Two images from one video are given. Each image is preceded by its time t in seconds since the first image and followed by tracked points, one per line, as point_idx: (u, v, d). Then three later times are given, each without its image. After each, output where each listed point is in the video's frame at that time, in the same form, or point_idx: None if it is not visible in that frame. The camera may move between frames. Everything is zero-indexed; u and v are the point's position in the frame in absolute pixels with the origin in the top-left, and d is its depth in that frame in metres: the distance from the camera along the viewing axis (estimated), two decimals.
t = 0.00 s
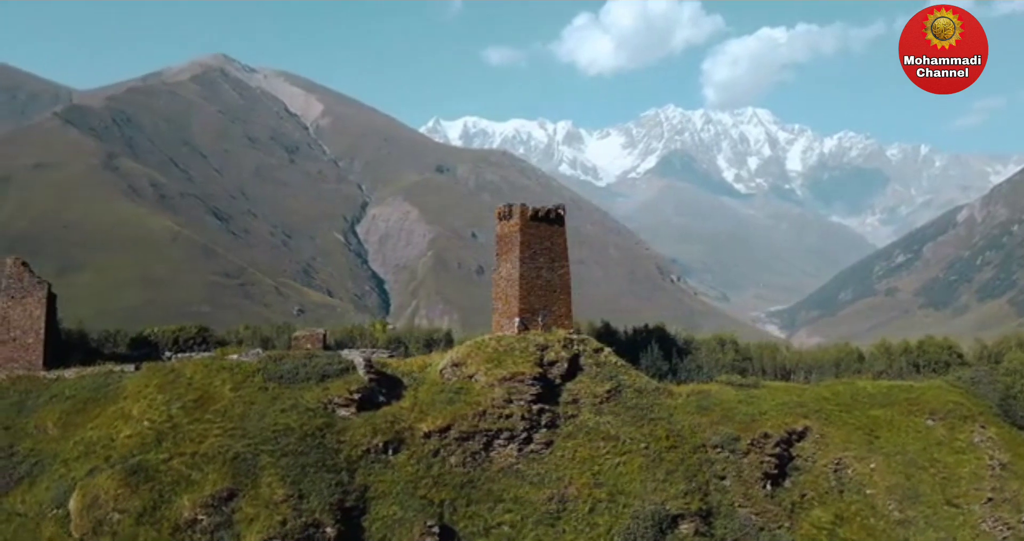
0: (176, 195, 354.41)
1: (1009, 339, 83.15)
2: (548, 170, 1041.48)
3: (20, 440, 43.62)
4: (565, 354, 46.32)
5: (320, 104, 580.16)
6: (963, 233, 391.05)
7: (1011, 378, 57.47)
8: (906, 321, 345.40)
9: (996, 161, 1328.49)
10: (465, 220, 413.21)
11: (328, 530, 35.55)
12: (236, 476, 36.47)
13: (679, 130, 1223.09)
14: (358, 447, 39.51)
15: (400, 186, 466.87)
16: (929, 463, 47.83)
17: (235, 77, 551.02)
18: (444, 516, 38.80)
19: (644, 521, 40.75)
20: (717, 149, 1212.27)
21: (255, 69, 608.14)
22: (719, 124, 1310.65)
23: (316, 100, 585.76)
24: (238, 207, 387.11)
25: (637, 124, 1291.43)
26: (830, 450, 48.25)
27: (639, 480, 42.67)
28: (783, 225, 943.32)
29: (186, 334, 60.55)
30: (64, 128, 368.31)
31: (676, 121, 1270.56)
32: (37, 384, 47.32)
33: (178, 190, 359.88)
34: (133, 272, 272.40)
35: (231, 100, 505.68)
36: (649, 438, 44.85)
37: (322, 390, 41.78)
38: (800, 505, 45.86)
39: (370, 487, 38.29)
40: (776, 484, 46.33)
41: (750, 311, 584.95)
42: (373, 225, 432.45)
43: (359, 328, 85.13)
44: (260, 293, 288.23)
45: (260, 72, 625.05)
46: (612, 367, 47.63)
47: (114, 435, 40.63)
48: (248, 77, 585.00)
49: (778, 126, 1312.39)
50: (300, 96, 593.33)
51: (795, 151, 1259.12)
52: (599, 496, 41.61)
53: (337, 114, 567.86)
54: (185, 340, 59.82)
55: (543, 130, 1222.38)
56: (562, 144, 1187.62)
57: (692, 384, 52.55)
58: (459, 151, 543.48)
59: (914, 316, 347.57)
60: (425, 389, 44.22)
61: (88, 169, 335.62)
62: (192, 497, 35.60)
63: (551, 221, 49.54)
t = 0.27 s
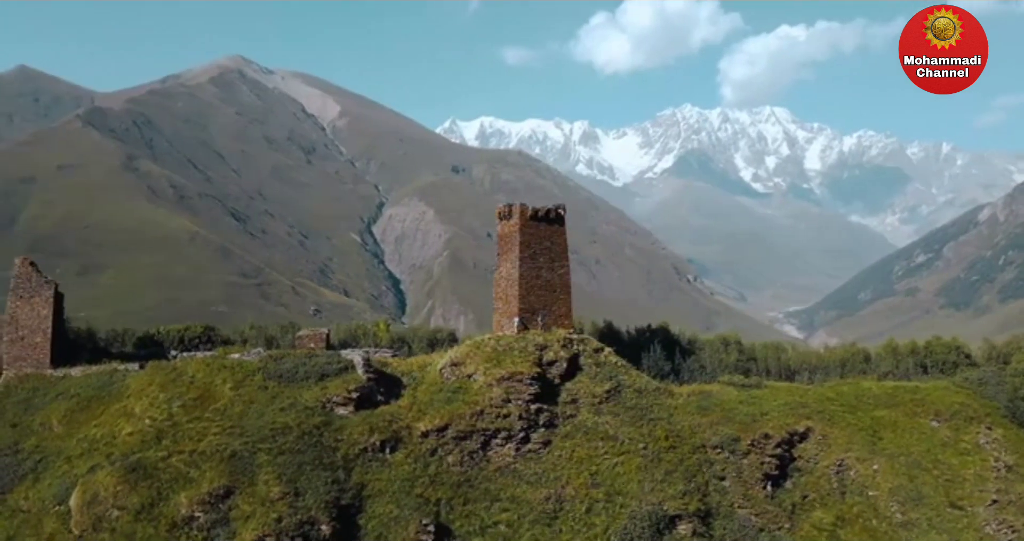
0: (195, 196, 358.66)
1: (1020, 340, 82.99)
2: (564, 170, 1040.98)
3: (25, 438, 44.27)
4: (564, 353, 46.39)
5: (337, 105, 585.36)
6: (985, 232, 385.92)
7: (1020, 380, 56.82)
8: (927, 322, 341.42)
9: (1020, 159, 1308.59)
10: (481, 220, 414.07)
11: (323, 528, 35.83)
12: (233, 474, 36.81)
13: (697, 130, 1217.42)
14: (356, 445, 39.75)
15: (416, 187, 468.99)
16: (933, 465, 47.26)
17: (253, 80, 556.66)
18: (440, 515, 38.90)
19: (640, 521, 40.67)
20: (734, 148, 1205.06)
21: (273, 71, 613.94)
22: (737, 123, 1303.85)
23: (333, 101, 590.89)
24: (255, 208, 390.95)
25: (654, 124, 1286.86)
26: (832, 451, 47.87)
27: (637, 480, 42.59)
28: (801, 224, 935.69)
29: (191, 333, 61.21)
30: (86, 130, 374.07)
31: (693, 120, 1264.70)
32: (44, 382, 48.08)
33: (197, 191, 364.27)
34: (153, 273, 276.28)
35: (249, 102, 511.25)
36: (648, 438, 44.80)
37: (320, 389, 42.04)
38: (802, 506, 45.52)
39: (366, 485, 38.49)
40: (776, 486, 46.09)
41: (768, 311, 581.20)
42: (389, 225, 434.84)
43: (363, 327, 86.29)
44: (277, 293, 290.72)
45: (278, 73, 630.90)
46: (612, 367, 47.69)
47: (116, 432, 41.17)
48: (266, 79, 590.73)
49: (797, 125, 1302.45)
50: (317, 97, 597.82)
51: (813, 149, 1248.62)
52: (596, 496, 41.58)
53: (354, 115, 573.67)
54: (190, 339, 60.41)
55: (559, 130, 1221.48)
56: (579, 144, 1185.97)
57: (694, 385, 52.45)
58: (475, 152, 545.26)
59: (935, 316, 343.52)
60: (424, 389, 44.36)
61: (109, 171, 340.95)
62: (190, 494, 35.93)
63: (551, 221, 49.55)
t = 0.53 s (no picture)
0: (210, 197, 361.92)
1: None
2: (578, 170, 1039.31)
3: (30, 436, 44.87)
4: (563, 353, 46.38)
5: (351, 106, 588.43)
6: (1004, 232, 381.65)
7: None
8: (944, 322, 338.03)
9: None
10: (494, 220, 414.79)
11: (319, 526, 36.03)
12: (230, 472, 37.06)
13: (711, 129, 1211.81)
14: (353, 444, 39.93)
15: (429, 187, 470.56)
16: (936, 466, 46.82)
17: (268, 81, 560.98)
18: (437, 514, 39.02)
19: (638, 521, 40.55)
20: (749, 147, 1198.45)
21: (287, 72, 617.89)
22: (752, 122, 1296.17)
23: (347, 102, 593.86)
24: (270, 208, 394.02)
25: (668, 123, 1282.51)
26: (834, 452, 47.55)
27: (634, 480, 42.55)
28: (817, 224, 928.64)
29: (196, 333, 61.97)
30: (104, 132, 378.44)
31: (707, 119, 1258.59)
32: (50, 381, 48.66)
33: (213, 192, 367.67)
34: (169, 273, 279.16)
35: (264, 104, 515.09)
36: (647, 438, 44.74)
37: (319, 388, 42.31)
38: (802, 507, 45.28)
39: (362, 485, 38.66)
40: (777, 487, 45.88)
41: (783, 311, 577.44)
42: (403, 225, 436.50)
43: (366, 328, 88.04)
44: (291, 293, 292.64)
45: (292, 74, 635.25)
46: (612, 367, 47.61)
47: (118, 431, 41.59)
48: (281, 80, 594.48)
49: (812, 124, 1293.15)
50: (331, 97, 601.09)
51: (830, 148, 1239.01)
52: (594, 496, 41.56)
53: (367, 116, 576.21)
54: (194, 338, 61.07)
55: (573, 130, 1219.62)
56: (592, 144, 1183.51)
57: (695, 385, 52.29)
58: (488, 152, 546.27)
59: (953, 317, 339.91)
60: (422, 389, 44.53)
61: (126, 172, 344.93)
62: (188, 492, 36.26)
63: (551, 220, 49.52)
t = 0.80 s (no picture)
0: (228, 198, 365.67)
1: None
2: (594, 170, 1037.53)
3: (36, 433, 45.50)
4: (563, 353, 46.38)
5: (367, 107, 592.05)
6: None
7: None
8: (966, 322, 333.71)
9: None
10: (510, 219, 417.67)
11: (314, 524, 36.29)
12: (227, 470, 37.39)
13: (728, 128, 1204.92)
14: (351, 443, 40.18)
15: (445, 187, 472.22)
16: (939, 468, 46.28)
17: (285, 83, 566.24)
18: (432, 513, 39.13)
19: (634, 522, 40.41)
20: (767, 146, 1190.01)
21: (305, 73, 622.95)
22: (770, 121, 1286.42)
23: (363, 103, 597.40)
24: (287, 209, 397.37)
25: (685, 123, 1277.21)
26: (836, 453, 47.18)
27: (632, 480, 42.48)
28: (836, 224, 920.24)
29: (201, 332, 63.07)
30: (124, 133, 383.52)
31: (725, 118, 1251.55)
32: (59, 381, 49.63)
33: (231, 193, 371.41)
34: (187, 273, 282.39)
35: (281, 106, 520.96)
36: (645, 439, 44.63)
37: (318, 387, 42.61)
38: (802, 509, 45.03)
39: (359, 483, 38.89)
40: (777, 488, 45.58)
41: (801, 311, 572.95)
42: (419, 225, 438.10)
43: (369, 326, 90.49)
44: (308, 293, 294.89)
45: (310, 76, 640.01)
46: (612, 367, 47.60)
47: (120, 428, 42.07)
48: (298, 81, 599.17)
49: (831, 122, 1281.87)
50: (347, 98, 605.24)
51: (849, 147, 1227.45)
52: (591, 496, 41.52)
53: (383, 116, 579.36)
54: (200, 337, 62.09)
55: (589, 130, 1217.64)
56: (609, 143, 1180.74)
57: (697, 385, 52.17)
58: (503, 152, 547.27)
59: (974, 318, 335.66)
60: (421, 388, 44.64)
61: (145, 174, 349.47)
62: (185, 489, 36.65)
63: (551, 220, 49.54)
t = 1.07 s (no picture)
0: (243, 198, 368.69)
1: None
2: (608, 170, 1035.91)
3: (41, 432, 46.07)
4: (562, 353, 46.34)
5: (381, 108, 594.84)
6: None
7: None
8: (984, 323, 330.09)
9: None
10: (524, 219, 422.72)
11: (310, 522, 36.56)
12: (225, 469, 37.71)
13: (744, 127, 1199.01)
14: (348, 442, 40.38)
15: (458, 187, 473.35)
16: (942, 470, 45.84)
17: (300, 84, 570.18)
18: (429, 512, 39.23)
19: (632, 523, 40.39)
20: (783, 146, 1182.52)
21: (319, 74, 626.82)
22: (785, 120, 1278.39)
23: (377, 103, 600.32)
24: (301, 209, 400.04)
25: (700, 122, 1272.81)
26: (837, 455, 46.83)
27: (630, 481, 42.40)
28: (853, 223, 912.86)
29: (205, 331, 63.68)
30: (141, 134, 387.77)
31: (740, 117, 1245.03)
32: (65, 380, 50.23)
33: (246, 193, 374.56)
34: (202, 273, 285.22)
35: (295, 107, 524.78)
36: (644, 439, 44.52)
37: (317, 386, 42.83)
38: (803, 510, 44.80)
39: (356, 482, 39.04)
40: (777, 490, 45.31)
41: (817, 312, 569.16)
42: (433, 225, 438.85)
43: (373, 327, 91.37)
44: (322, 292, 296.72)
45: (324, 77, 643.91)
46: (612, 367, 47.49)
47: (122, 427, 42.53)
48: (312, 83, 603.20)
49: (848, 121, 1271.99)
50: (361, 99, 608.34)
51: (865, 146, 1217.46)
52: (588, 497, 41.52)
53: (397, 117, 581.76)
54: (204, 337, 62.61)
55: (603, 129, 1215.77)
56: (623, 143, 1177.96)
57: (699, 386, 51.98)
58: (517, 152, 547.92)
59: (993, 318, 331.98)
60: (420, 388, 44.80)
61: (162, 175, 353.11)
62: (183, 488, 36.96)
63: (551, 220, 49.49)
